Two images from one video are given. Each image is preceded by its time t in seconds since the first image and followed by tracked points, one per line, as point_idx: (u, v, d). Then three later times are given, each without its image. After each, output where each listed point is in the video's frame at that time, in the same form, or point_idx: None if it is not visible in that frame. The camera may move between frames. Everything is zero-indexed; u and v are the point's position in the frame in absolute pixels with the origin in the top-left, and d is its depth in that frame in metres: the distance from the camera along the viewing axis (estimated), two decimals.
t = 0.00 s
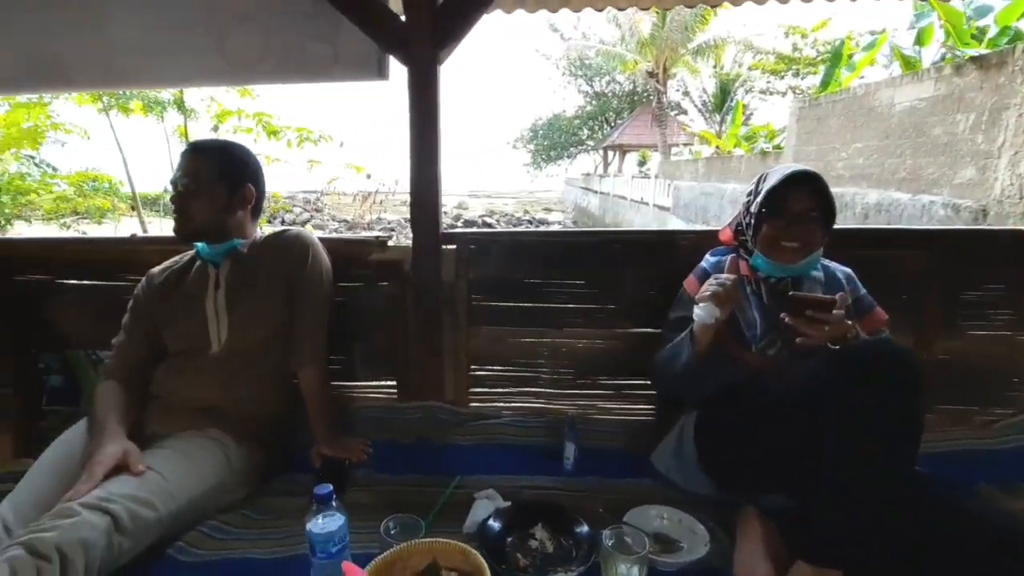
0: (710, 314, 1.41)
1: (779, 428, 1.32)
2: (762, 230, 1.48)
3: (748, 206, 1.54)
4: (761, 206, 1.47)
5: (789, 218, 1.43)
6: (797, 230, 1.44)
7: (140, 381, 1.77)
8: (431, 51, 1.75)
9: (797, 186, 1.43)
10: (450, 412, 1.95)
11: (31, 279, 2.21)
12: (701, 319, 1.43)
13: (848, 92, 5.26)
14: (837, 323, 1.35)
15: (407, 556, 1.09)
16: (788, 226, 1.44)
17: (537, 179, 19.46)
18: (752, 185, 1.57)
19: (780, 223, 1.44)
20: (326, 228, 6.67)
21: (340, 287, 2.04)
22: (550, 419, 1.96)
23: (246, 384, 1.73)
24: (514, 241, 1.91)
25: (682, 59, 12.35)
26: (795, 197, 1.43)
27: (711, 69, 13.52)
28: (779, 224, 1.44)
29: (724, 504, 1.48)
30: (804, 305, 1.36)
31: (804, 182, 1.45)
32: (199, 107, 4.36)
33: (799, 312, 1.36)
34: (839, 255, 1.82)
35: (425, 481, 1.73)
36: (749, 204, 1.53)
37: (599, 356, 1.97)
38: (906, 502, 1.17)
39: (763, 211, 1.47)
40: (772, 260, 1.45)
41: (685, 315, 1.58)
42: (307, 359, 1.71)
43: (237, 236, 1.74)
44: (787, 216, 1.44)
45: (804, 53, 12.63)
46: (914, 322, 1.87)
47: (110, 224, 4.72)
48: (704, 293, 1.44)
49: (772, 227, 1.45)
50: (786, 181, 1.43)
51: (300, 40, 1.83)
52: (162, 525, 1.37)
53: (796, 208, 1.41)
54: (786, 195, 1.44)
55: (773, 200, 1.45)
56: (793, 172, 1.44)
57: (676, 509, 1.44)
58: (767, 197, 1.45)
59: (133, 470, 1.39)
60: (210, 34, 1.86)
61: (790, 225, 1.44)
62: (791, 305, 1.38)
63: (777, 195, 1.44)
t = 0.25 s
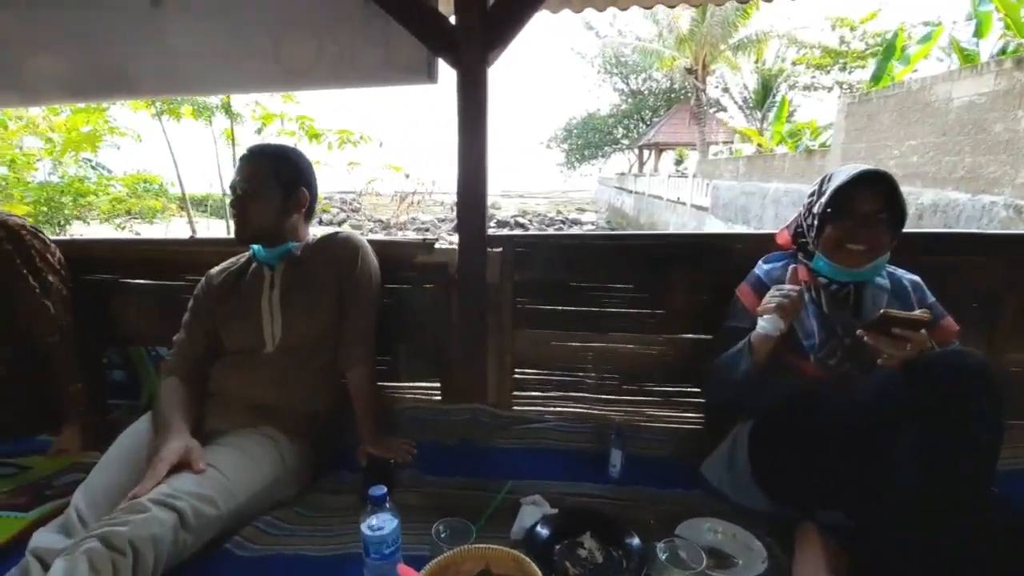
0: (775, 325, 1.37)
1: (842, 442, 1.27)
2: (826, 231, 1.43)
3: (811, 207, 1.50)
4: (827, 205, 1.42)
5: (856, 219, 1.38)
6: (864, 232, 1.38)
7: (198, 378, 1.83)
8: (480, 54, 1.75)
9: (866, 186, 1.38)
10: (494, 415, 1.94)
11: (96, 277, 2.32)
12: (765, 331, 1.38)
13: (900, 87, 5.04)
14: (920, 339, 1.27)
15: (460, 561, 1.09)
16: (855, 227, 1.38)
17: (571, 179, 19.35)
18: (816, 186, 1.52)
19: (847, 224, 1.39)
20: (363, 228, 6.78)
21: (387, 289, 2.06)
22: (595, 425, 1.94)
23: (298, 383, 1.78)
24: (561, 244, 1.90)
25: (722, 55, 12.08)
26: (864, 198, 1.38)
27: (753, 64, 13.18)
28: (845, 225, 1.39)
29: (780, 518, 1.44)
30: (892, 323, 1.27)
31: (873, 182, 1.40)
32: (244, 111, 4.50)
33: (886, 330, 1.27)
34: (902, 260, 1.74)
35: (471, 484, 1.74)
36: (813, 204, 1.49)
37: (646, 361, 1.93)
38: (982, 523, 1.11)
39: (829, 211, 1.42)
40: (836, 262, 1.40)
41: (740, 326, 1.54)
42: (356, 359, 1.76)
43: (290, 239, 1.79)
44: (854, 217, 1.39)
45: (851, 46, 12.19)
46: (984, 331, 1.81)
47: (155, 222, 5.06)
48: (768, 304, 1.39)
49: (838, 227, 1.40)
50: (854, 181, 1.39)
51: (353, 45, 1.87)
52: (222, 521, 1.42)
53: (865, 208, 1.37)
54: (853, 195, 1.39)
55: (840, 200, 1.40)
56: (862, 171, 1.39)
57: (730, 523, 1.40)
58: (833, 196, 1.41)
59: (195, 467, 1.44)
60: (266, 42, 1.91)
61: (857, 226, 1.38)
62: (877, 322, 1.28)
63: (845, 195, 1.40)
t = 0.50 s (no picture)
0: (825, 346, 1.29)
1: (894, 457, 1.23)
2: (872, 236, 1.38)
3: (856, 211, 1.45)
4: (872, 210, 1.37)
5: (905, 224, 1.33)
6: (913, 238, 1.33)
7: (236, 378, 1.86)
8: (515, 55, 1.73)
9: (916, 190, 1.33)
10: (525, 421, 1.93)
11: (136, 278, 2.37)
12: (816, 352, 1.31)
13: (939, 84, 4.87)
14: (965, 341, 1.24)
15: (501, 571, 1.10)
16: (903, 233, 1.33)
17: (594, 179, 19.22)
18: (862, 188, 1.47)
19: (894, 229, 1.34)
20: (387, 228, 6.83)
21: (419, 292, 2.07)
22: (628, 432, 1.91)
23: (333, 383, 1.80)
24: (596, 247, 1.87)
25: (751, 52, 11.87)
26: (912, 201, 1.33)
27: (782, 62, 12.92)
28: (892, 230, 1.34)
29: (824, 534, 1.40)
30: (935, 322, 1.24)
31: (924, 185, 1.34)
32: (275, 113, 4.63)
33: (928, 326, 1.23)
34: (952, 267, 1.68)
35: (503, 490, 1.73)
36: (857, 208, 1.43)
37: (681, 368, 1.90)
38: None
39: (874, 215, 1.37)
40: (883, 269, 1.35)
41: (786, 331, 1.50)
42: (390, 361, 1.77)
43: (327, 242, 1.83)
44: (902, 222, 1.34)
45: (885, 42, 11.86)
46: None
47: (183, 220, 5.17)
48: (816, 324, 1.31)
49: (884, 232, 1.35)
50: (902, 184, 1.33)
51: (388, 49, 1.87)
52: (261, 522, 1.43)
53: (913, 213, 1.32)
54: (901, 199, 1.34)
55: (887, 204, 1.35)
56: (911, 174, 1.33)
57: (773, 539, 1.36)
58: (879, 200, 1.36)
59: (235, 467, 1.46)
60: (303, 47, 1.93)
61: (905, 232, 1.33)
62: (918, 321, 1.25)
63: (892, 198, 1.35)
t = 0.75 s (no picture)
0: (887, 362, 1.22)
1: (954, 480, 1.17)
2: (933, 244, 1.31)
3: (916, 218, 1.39)
4: (935, 217, 1.31)
5: (970, 232, 1.27)
6: (978, 247, 1.26)
7: (272, 380, 1.88)
8: (555, 57, 1.70)
9: (984, 197, 1.27)
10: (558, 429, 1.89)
11: (176, 279, 2.42)
12: (879, 369, 1.24)
13: (985, 83, 4.69)
14: None
15: None
16: (968, 241, 1.27)
17: (620, 179, 19.05)
18: (923, 195, 1.42)
19: (958, 238, 1.28)
20: (413, 228, 6.87)
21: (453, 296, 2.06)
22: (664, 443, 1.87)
23: (367, 387, 1.80)
24: (634, 253, 1.83)
25: (783, 50, 11.62)
26: (979, 209, 1.27)
27: (816, 59, 12.62)
28: (957, 239, 1.27)
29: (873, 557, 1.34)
30: (993, 344, 1.19)
31: (991, 193, 1.29)
32: (306, 115, 4.67)
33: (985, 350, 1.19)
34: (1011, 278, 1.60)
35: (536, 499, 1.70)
36: (919, 215, 1.38)
37: (720, 379, 1.85)
38: None
39: (937, 223, 1.31)
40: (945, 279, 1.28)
41: (838, 344, 1.46)
42: (424, 366, 1.76)
43: (363, 246, 1.83)
44: (967, 230, 1.28)
45: (924, 39, 11.50)
46: None
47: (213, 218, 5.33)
48: (875, 339, 1.25)
49: (948, 241, 1.28)
50: (969, 191, 1.28)
51: (425, 53, 1.87)
52: (298, 527, 1.44)
53: (980, 221, 1.26)
54: (967, 206, 1.28)
55: (951, 211, 1.29)
56: (977, 181, 1.28)
57: (820, 561, 1.31)
58: (944, 207, 1.30)
59: (273, 471, 1.47)
60: (342, 51, 1.94)
61: (970, 240, 1.27)
62: (977, 341, 1.21)
63: (957, 205, 1.29)
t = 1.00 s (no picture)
0: (935, 390, 1.18)
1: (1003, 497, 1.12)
2: (977, 252, 1.27)
3: (961, 223, 1.34)
4: (980, 224, 1.26)
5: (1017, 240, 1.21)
6: None
7: (298, 381, 1.88)
8: (584, 59, 1.68)
9: None
10: (583, 434, 1.87)
11: (203, 279, 2.44)
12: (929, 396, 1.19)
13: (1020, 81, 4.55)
14: None
15: None
16: (1015, 250, 1.21)
17: (638, 179, 18.90)
18: (968, 197, 1.36)
19: (1004, 246, 1.23)
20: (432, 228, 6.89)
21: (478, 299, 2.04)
22: (692, 451, 1.84)
23: (393, 390, 1.80)
24: (663, 257, 1.80)
25: (807, 48, 11.42)
26: None
27: (841, 58, 12.38)
28: (1002, 247, 1.22)
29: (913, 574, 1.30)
30: None
31: None
32: (326, 116, 4.69)
33: None
34: None
35: (562, 507, 1.69)
36: (963, 220, 1.33)
37: (751, 386, 1.81)
38: None
39: (982, 230, 1.26)
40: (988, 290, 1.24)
41: (872, 359, 1.44)
42: (449, 370, 1.76)
43: (388, 249, 1.83)
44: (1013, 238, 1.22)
45: (954, 36, 11.21)
46: None
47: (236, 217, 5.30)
48: (919, 366, 1.21)
49: (992, 249, 1.23)
50: (1016, 196, 1.22)
51: (452, 55, 1.86)
52: (324, 529, 1.43)
53: None
54: (1014, 212, 1.22)
55: (996, 218, 1.24)
56: None
57: None
58: (989, 213, 1.25)
59: (301, 472, 1.46)
60: (369, 54, 1.94)
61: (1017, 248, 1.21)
62: None
63: (1003, 212, 1.23)
